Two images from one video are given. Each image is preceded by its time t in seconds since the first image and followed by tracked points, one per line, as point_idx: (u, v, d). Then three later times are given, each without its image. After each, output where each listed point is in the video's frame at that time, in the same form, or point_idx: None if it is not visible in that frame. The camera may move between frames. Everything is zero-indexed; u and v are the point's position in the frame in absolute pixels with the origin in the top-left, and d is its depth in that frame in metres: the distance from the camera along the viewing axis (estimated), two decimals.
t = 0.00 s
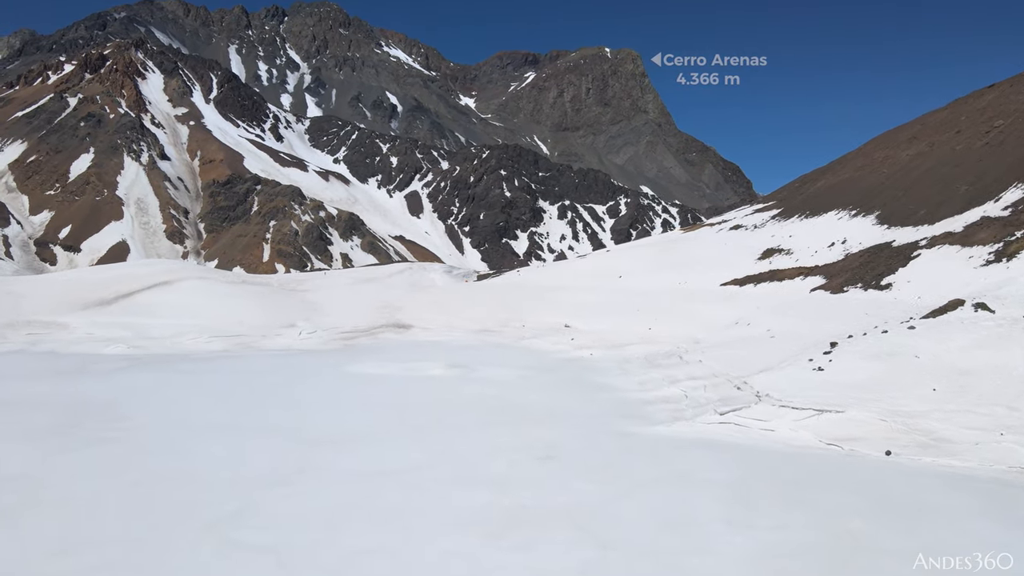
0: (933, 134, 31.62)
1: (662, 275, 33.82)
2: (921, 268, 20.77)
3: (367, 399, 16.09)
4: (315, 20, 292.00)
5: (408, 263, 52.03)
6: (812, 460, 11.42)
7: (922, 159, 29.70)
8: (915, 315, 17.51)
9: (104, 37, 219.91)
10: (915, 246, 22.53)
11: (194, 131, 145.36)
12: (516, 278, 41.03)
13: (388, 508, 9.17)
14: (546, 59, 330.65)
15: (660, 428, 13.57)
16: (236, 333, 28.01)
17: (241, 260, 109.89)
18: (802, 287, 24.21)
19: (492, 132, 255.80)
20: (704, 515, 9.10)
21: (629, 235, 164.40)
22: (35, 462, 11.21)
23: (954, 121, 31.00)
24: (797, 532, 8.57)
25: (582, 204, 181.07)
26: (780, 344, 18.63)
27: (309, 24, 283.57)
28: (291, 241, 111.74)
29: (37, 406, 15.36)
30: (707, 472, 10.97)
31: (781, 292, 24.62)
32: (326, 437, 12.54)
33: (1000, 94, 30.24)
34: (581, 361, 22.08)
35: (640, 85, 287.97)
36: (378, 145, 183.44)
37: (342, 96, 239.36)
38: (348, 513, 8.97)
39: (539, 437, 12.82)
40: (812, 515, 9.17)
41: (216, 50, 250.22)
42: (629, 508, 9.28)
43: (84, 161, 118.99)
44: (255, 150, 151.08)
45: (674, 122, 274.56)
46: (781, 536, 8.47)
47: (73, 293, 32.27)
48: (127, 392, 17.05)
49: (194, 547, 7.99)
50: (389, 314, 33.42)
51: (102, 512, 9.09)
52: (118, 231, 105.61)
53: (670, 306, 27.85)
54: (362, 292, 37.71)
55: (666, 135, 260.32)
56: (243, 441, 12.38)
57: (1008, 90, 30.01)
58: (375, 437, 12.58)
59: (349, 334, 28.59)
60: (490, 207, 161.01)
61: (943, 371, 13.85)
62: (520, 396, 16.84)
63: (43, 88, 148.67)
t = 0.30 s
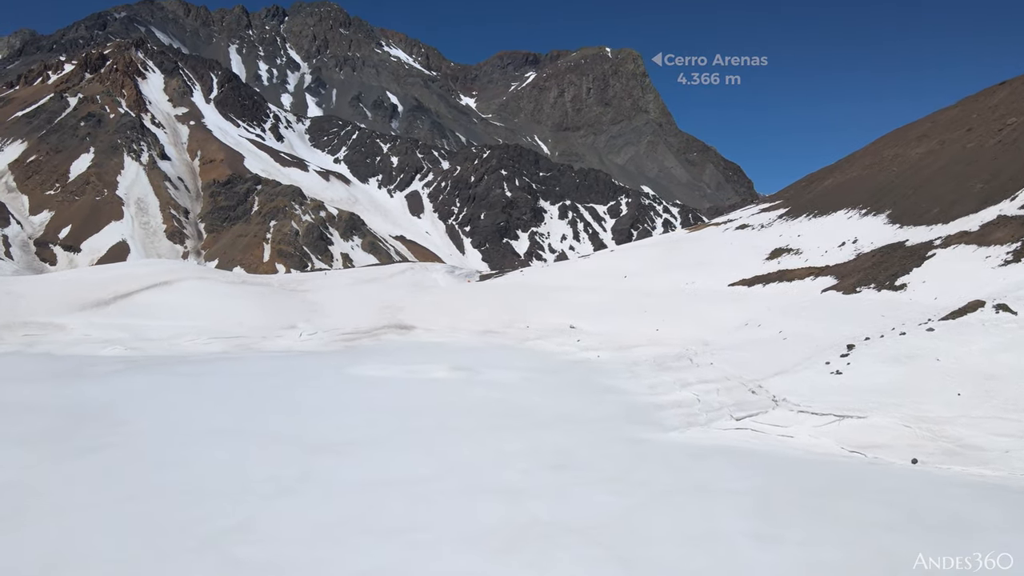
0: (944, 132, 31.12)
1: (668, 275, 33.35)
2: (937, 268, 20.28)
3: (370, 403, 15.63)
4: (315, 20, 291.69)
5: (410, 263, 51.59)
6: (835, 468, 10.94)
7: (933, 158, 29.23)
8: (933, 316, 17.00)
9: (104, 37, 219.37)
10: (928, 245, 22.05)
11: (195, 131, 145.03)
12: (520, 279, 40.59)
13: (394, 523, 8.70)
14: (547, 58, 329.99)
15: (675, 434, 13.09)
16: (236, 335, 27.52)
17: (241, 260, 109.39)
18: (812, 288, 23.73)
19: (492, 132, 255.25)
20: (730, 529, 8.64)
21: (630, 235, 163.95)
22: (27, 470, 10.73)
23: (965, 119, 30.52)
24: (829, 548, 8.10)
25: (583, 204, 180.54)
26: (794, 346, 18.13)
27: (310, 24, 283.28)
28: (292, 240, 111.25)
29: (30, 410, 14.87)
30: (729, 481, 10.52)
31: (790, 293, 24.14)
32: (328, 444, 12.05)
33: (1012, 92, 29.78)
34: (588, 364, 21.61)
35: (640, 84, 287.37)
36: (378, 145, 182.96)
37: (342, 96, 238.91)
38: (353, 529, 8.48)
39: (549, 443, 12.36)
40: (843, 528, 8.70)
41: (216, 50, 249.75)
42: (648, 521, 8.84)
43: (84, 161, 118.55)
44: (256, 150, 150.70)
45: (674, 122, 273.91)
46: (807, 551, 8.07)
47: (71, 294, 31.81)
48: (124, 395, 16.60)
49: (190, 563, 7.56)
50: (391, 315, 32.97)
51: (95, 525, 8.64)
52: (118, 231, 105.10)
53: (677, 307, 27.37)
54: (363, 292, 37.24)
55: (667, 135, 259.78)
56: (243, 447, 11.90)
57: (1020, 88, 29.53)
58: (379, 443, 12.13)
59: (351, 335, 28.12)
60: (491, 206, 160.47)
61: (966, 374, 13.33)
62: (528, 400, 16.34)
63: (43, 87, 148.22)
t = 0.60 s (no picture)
0: (956, 129, 30.57)
1: (675, 275, 32.81)
2: (955, 268, 19.72)
3: (374, 409, 15.13)
4: (316, 19, 291.31)
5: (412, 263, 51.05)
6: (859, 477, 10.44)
7: (945, 156, 28.70)
8: (956, 318, 16.39)
9: (104, 36, 218.87)
10: (945, 245, 21.51)
11: (195, 131, 144.69)
12: (524, 279, 40.12)
13: (402, 540, 8.18)
14: (548, 58, 329.19)
15: (691, 441, 12.58)
16: (236, 337, 26.99)
17: (241, 260, 108.78)
18: (825, 288, 23.18)
19: (493, 132, 254.66)
20: (758, 547, 8.09)
21: (631, 235, 163.38)
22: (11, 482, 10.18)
23: (978, 116, 30.00)
24: (863, 564, 7.59)
25: (585, 203, 179.89)
26: (811, 349, 17.57)
27: (311, 23, 282.98)
28: (293, 240, 110.69)
29: (21, 415, 14.34)
30: (751, 491, 10.04)
31: (803, 293, 23.61)
32: (331, 454, 11.55)
33: None
34: (597, 367, 21.05)
35: (642, 84, 286.61)
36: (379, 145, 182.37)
37: (343, 96, 238.45)
38: (355, 545, 8.01)
39: (562, 451, 11.86)
40: (873, 543, 8.24)
41: (217, 49, 249.13)
42: (671, 539, 8.29)
43: (85, 160, 118.10)
44: (256, 150, 150.31)
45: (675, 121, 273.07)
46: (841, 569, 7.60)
47: (69, 295, 31.32)
48: (120, 401, 16.11)
49: None
50: (394, 316, 32.47)
51: (85, 542, 8.15)
52: (118, 231, 104.52)
53: (686, 308, 26.85)
54: (365, 293, 36.69)
55: (668, 135, 259.04)
56: (241, 458, 11.40)
57: None
58: (384, 452, 11.64)
59: (353, 337, 27.58)
60: (492, 206, 159.84)
61: (996, 378, 12.76)
62: (537, 405, 15.79)
63: (43, 87, 147.66)
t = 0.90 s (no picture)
0: (968, 127, 30.05)
1: (681, 275, 32.39)
2: (974, 268, 19.21)
3: (379, 413, 14.69)
4: (317, 20, 291.01)
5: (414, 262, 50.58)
6: (886, 487, 9.96)
7: (956, 155, 28.21)
8: (977, 319, 15.86)
9: (104, 36, 218.28)
10: (961, 244, 20.99)
11: (196, 131, 144.41)
12: (527, 279, 39.76)
13: (413, 553, 7.73)
14: (549, 57, 328.47)
15: (709, 448, 12.10)
16: (237, 338, 26.57)
17: (241, 260, 108.18)
18: (837, 288, 22.73)
19: (493, 132, 253.92)
20: (786, 562, 7.65)
21: (632, 235, 162.76)
22: None
23: (989, 114, 29.51)
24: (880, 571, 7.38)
25: (586, 203, 179.27)
26: (826, 351, 17.14)
27: (311, 23, 282.66)
28: (293, 240, 110.15)
29: (14, 420, 13.89)
30: (774, 503, 9.59)
31: (814, 294, 23.14)
32: (334, 462, 11.09)
33: None
34: (604, 369, 20.61)
35: (642, 84, 285.90)
36: (379, 144, 181.82)
37: (344, 96, 237.93)
38: (360, 560, 7.58)
39: (575, 459, 11.43)
40: (888, 549, 8.01)
41: (217, 49, 248.53)
42: (695, 553, 7.83)
43: (85, 160, 117.68)
44: (257, 150, 149.92)
45: (676, 121, 272.19)
46: None
47: (67, 295, 30.95)
48: (117, 404, 15.63)
49: None
50: (396, 316, 32.04)
51: (75, 556, 7.69)
52: (119, 231, 104.06)
53: (693, 309, 26.43)
54: (366, 293, 36.23)
55: (669, 135, 258.30)
56: (240, 466, 10.96)
57: None
58: (390, 460, 11.17)
59: (356, 338, 27.14)
60: (493, 206, 159.32)
61: None
62: (547, 410, 15.28)
63: (43, 87, 147.31)
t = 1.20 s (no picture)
0: (980, 125, 29.53)
1: (688, 275, 31.95)
2: (993, 268, 18.69)
3: (383, 417, 14.24)
4: (318, 19, 290.60)
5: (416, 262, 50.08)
6: (917, 497, 9.45)
7: (969, 153, 27.71)
8: (1000, 320, 15.35)
9: (104, 36, 217.89)
10: (978, 244, 20.45)
11: (196, 130, 144.05)
12: (531, 279, 39.34)
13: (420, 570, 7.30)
14: (550, 57, 327.81)
15: (727, 455, 11.62)
16: (237, 339, 26.10)
17: (242, 260, 107.69)
18: (850, 289, 22.23)
19: (494, 132, 253.31)
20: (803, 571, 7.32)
21: (634, 235, 162.24)
22: None
23: (1002, 112, 29.01)
24: (880, 571, 7.26)
25: (587, 203, 178.80)
26: (843, 354, 16.64)
27: (312, 23, 282.36)
28: (294, 240, 109.55)
29: (7, 425, 13.40)
30: (804, 514, 9.06)
31: (826, 294, 22.65)
32: (338, 471, 10.63)
33: None
34: (613, 371, 20.15)
35: (643, 83, 285.28)
36: (380, 144, 181.29)
37: (344, 95, 237.39)
38: None
39: (589, 468, 10.95)
40: (892, 551, 7.83)
41: (217, 49, 248.10)
42: (715, 567, 7.42)
43: (85, 159, 117.23)
44: (257, 150, 149.45)
45: (677, 121, 271.49)
46: None
47: (65, 296, 30.48)
48: (112, 409, 15.15)
49: None
50: (399, 317, 31.59)
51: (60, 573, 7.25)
52: (119, 231, 103.63)
53: (702, 310, 25.95)
54: (368, 293, 35.72)
55: (670, 135, 257.76)
56: (239, 474, 10.48)
57: None
58: (392, 469, 10.74)
59: (358, 339, 26.66)
60: (494, 206, 158.83)
61: None
62: (558, 415, 14.75)
63: (43, 86, 146.93)
